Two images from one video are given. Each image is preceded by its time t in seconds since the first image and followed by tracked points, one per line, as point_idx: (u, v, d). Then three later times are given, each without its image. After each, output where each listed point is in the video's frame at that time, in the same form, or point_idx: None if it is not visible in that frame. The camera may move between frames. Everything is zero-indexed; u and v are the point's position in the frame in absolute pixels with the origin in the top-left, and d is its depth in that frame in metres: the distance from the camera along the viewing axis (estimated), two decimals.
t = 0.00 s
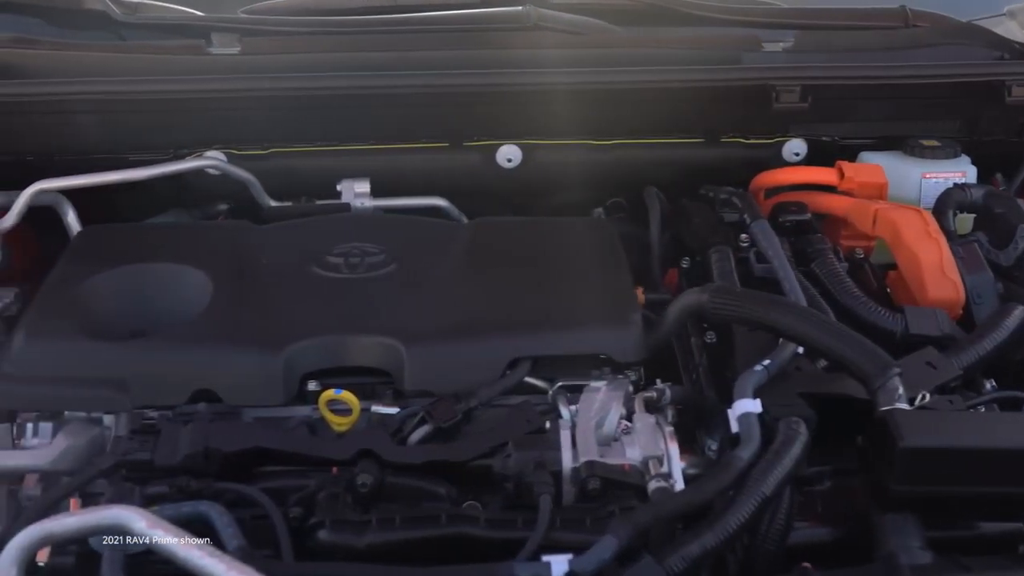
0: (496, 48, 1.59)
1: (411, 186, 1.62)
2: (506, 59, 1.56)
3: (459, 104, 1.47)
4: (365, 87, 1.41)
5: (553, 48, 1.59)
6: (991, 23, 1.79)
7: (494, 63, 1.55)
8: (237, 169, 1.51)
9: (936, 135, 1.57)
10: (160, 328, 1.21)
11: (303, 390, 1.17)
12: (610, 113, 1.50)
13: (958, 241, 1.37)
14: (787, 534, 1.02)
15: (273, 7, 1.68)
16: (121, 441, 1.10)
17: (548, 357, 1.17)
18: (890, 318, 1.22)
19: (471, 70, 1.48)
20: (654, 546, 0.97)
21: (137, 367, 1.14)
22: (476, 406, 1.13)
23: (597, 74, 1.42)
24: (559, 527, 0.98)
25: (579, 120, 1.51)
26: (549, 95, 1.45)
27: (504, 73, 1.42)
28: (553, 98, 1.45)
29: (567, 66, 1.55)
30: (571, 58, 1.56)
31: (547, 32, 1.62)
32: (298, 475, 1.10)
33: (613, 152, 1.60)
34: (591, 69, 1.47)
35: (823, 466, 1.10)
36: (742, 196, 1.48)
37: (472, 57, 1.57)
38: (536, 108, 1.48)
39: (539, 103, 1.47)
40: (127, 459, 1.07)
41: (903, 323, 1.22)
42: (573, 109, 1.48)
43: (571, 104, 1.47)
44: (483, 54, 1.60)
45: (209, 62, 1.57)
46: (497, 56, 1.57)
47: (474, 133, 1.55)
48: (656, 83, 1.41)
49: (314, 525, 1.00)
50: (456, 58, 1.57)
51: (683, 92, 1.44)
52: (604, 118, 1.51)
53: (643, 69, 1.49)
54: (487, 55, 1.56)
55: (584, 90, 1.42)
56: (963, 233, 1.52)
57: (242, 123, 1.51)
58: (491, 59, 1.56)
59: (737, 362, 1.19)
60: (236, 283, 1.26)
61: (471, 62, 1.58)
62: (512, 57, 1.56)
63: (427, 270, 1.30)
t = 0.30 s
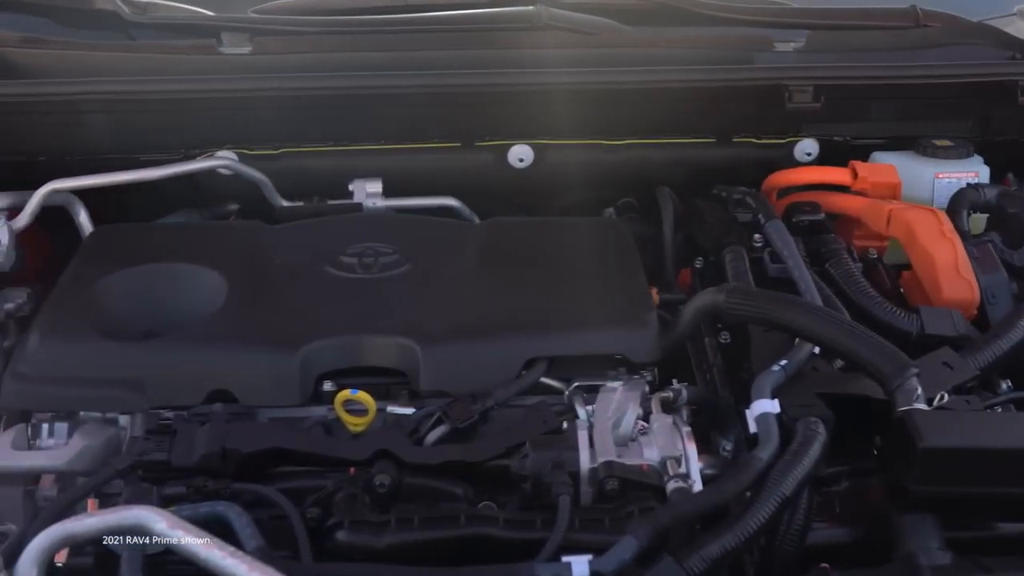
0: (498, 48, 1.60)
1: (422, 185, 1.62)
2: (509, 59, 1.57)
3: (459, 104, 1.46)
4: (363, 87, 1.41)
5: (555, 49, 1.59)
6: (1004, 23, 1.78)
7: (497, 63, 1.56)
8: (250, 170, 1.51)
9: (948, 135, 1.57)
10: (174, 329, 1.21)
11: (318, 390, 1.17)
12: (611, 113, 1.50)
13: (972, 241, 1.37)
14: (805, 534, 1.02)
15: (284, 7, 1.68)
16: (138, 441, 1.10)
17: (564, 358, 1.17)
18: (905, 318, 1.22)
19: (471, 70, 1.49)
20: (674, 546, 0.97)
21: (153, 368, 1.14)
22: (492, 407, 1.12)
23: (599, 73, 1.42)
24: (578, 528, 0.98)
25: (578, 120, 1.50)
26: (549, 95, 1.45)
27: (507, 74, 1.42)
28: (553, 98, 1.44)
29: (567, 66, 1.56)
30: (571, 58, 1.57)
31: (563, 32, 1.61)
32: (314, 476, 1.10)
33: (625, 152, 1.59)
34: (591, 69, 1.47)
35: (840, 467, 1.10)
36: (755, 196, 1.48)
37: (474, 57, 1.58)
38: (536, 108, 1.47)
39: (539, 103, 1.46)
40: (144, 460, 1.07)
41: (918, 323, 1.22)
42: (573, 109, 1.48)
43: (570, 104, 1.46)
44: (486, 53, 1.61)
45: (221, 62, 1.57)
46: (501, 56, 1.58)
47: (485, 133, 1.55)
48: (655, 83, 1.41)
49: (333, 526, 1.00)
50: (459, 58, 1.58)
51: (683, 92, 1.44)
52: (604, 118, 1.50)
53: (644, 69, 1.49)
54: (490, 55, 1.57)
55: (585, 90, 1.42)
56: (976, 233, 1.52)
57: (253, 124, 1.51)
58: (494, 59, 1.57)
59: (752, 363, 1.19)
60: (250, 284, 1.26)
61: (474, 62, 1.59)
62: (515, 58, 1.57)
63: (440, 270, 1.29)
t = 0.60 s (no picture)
0: (497, 48, 1.60)
1: (433, 185, 1.62)
2: (510, 58, 1.57)
3: (460, 104, 1.47)
4: (364, 87, 1.41)
5: (555, 49, 1.59)
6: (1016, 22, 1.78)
7: (499, 63, 1.56)
8: (263, 170, 1.51)
9: (960, 135, 1.57)
10: (189, 329, 1.20)
11: (334, 391, 1.17)
12: (611, 112, 1.51)
13: (985, 241, 1.37)
14: (823, 535, 1.02)
15: (294, 6, 1.68)
16: (155, 441, 1.10)
17: (580, 358, 1.17)
18: (920, 318, 1.22)
19: (474, 70, 1.49)
20: (693, 546, 0.97)
21: (169, 368, 1.14)
22: (509, 407, 1.13)
23: (598, 74, 1.41)
24: (597, 529, 0.98)
25: (579, 120, 1.52)
26: (549, 95, 1.45)
27: (507, 74, 1.42)
28: (552, 98, 1.45)
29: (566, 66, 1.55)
30: (571, 58, 1.56)
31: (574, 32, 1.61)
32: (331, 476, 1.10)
33: (636, 152, 1.59)
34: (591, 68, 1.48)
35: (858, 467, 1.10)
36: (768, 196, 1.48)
37: (474, 57, 1.57)
38: (536, 108, 1.48)
39: (539, 103, 1.47)
40: (161, 461, 1.07)
41: (933, 323, 1.22)
42: (573, 109, 1.49)
43: (570, 104, 1.47)
44: (484, 53, 1.61)
45: (232, 62, 1.57)
46: (502, 56, 1.58)
47: (497, 133, 1.55)
48: (654, 82, 1.40)
49: (351, 526, 1.00)
50: (461, 58, 1.58)
51: (681, 91, 1.43)
52: (604, 117, 1.51)
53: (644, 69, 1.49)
54: (489, 55, 1.57)
55: (585, 90, 1.43)
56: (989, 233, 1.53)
57: (264, 124, 1.51)
58: (495, 59, 1.57)
59: (768, 363, 1.19)
60: (264, 284, 1.26)
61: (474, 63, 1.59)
62: (515, 58, 1.57)
63: (455, 270, 1.29)
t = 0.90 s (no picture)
0: (498, 48, 1.58)
1: (444, 185, 1.62)
2: (512, 59, 1.56)
3: (464, 103, 1.46)
4: (373, 87, 1.41)
5: (558, 49, 1.58)
6: None
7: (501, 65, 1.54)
8: (275, 170, 1.51)
9: (971, 135, 1.57)
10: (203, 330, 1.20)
11: (349, 391, 1.17)
12: (613, 113, 1.50)
13: (999, 240, 1.37)
14: (841, 535, 1.02)
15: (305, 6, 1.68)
16: (170, 442, 1.10)
17: (595, 358, 1.17)
18: (935, 319, 1.22)
19: (479, 70, 1.48)
20: (712, 547, 0.97)
21: (184, 368, 1.14)
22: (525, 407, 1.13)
23: (597, 73, 1.41)
24: (615, 529, 0.98)
25: (580, 120, 1.51)
26: (550, 95, 1.44)
27: (511, 75, 1.41)
28: (554, 98, 1.44)
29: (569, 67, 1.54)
30: (573, 58, 1.55)
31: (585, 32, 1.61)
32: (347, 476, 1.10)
33: (648, 152, 1.59)
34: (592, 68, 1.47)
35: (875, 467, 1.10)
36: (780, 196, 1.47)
37: (476, 57, 1.56)
38: (537, 108, 1.47)
39: (540, 104, 1.46)
40: (177, 461, 1.06)
41: (948, 323, 1.21)
42: (575, 109, 1.48)
43: (573, 104, 1.46)
44: (484, 53, 1.59)
45: (242, 62, 1.56)
46: (504, 56, 1.56)
47: (509, 133, 1.54)
48: (658, 83, 1.40)
49: (369, 527, 1.00)
50: (465, 58, 1.56)
51: (684, 91, 1.43)
52: (607, 118, 1.51)
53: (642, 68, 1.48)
54: (490, 55, 1.56)
55: (586, 90, 1.42)
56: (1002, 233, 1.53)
57: (275, 124, 1.51)
58: (497, 59, 1.55)
59: (784, 363, 1.19)
60: (278, 284, 1.26)
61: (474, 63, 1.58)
62: (521, 58, 1.55)
63: (468, 270, 1.29)
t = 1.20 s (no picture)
0: (498, 48, 1.58)
1: (455, 185, 1.62)
2: (513, 59, 1.56)
3: (469, 103, 1.45)
4: (379, 87, 1.40)
5: (562, 49, 1.58)
6: None
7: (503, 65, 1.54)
8: (287, 170, 1.51)
9: (982, 135, 1.57)
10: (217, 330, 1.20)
11: (364, 391, 1.17)
12: (612, 113, 1.50)
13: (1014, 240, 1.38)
14: (858, 535, 1.02)
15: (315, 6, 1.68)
16: (186, 442, 1.10)
17: (610, 358, 1.17)
18: (949, 318, 1.22)
19: (485, 70, 1.48)
20: (730, 547, 0.97)
21: (198, 368, 1.13)
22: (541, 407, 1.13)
23: (597, 73, 1.41)
24: (633, 529, 0.98)
25: (581, 120, 1.51)
26: (549, 95, 1.44)
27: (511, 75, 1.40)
28: (553, 98, 1.44)
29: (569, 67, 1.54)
30: (573, 58, 1.55)
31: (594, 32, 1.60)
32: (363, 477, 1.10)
33: (658, 152, 1.59)
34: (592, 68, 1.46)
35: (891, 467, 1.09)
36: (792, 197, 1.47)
37: (479, 58, 1.56)
38: (537, 108, 1.47)
39: (540, 104, 1.46)
40: (193, 461, 1.07)
41: (963, 323, 1.21)
42: (575, 109, 1.48)
43: (573, 104, 1.46)
44: (485, 53, 1.59)
45: (253, 61, 1.56)
46: (505, 56, 1.56)
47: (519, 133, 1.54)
48: (657, 83, 1.39)
49: (387, 527, 1.00)
50: (470, 59, 1.56)
51: (685, 92, 1.43)
52: (607, 117, 1.51)
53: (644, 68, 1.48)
54: (490, 55, 1.56)
55: (585, 90, 1.42)
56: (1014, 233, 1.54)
57: (285, 124, 1.50)
58: (499, 59, 1.55)
59: (799, 363, 1.19)
60: (292, 284, 1.26)
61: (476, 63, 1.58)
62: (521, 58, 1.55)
63: (482, 270, 1.29)
